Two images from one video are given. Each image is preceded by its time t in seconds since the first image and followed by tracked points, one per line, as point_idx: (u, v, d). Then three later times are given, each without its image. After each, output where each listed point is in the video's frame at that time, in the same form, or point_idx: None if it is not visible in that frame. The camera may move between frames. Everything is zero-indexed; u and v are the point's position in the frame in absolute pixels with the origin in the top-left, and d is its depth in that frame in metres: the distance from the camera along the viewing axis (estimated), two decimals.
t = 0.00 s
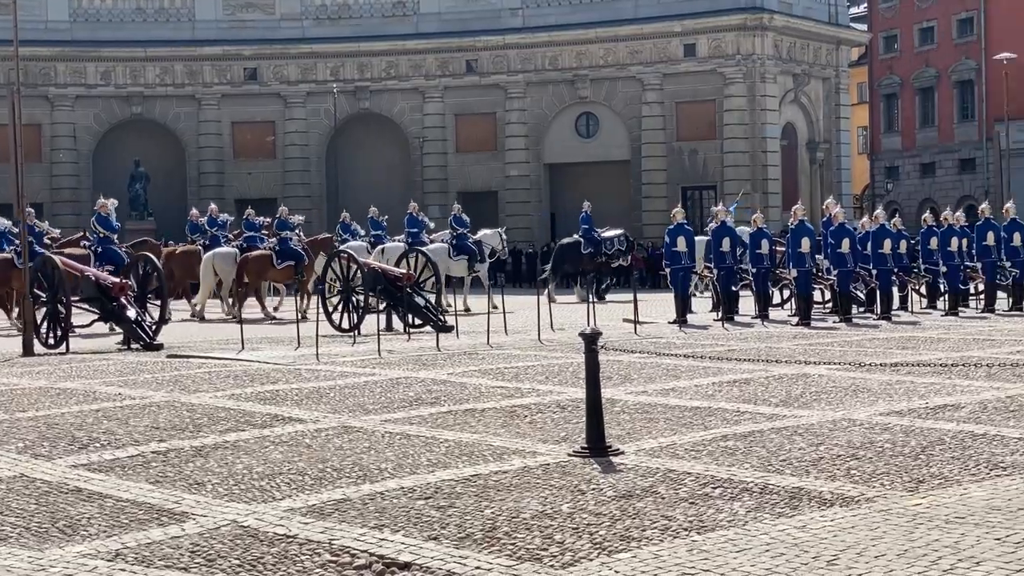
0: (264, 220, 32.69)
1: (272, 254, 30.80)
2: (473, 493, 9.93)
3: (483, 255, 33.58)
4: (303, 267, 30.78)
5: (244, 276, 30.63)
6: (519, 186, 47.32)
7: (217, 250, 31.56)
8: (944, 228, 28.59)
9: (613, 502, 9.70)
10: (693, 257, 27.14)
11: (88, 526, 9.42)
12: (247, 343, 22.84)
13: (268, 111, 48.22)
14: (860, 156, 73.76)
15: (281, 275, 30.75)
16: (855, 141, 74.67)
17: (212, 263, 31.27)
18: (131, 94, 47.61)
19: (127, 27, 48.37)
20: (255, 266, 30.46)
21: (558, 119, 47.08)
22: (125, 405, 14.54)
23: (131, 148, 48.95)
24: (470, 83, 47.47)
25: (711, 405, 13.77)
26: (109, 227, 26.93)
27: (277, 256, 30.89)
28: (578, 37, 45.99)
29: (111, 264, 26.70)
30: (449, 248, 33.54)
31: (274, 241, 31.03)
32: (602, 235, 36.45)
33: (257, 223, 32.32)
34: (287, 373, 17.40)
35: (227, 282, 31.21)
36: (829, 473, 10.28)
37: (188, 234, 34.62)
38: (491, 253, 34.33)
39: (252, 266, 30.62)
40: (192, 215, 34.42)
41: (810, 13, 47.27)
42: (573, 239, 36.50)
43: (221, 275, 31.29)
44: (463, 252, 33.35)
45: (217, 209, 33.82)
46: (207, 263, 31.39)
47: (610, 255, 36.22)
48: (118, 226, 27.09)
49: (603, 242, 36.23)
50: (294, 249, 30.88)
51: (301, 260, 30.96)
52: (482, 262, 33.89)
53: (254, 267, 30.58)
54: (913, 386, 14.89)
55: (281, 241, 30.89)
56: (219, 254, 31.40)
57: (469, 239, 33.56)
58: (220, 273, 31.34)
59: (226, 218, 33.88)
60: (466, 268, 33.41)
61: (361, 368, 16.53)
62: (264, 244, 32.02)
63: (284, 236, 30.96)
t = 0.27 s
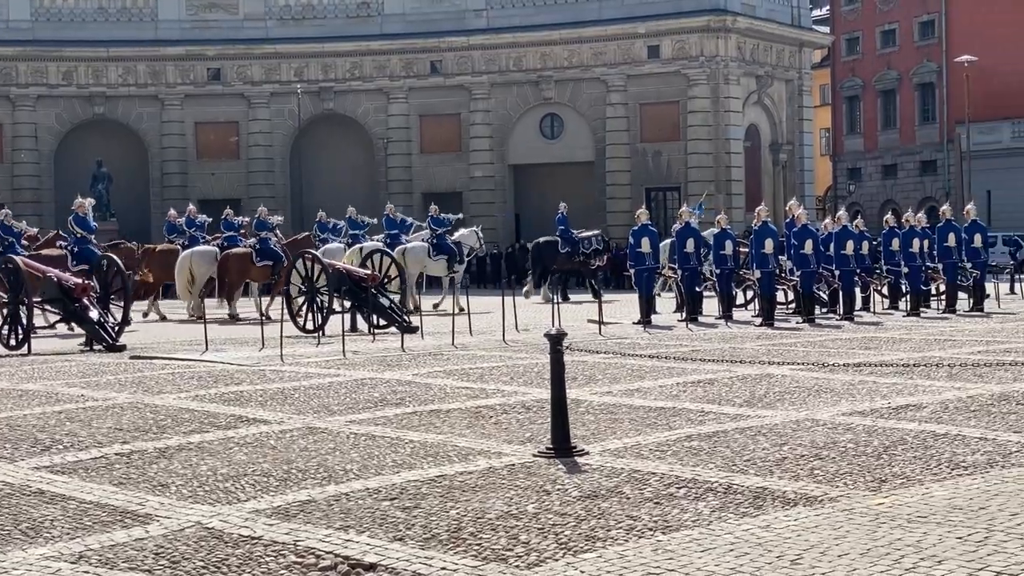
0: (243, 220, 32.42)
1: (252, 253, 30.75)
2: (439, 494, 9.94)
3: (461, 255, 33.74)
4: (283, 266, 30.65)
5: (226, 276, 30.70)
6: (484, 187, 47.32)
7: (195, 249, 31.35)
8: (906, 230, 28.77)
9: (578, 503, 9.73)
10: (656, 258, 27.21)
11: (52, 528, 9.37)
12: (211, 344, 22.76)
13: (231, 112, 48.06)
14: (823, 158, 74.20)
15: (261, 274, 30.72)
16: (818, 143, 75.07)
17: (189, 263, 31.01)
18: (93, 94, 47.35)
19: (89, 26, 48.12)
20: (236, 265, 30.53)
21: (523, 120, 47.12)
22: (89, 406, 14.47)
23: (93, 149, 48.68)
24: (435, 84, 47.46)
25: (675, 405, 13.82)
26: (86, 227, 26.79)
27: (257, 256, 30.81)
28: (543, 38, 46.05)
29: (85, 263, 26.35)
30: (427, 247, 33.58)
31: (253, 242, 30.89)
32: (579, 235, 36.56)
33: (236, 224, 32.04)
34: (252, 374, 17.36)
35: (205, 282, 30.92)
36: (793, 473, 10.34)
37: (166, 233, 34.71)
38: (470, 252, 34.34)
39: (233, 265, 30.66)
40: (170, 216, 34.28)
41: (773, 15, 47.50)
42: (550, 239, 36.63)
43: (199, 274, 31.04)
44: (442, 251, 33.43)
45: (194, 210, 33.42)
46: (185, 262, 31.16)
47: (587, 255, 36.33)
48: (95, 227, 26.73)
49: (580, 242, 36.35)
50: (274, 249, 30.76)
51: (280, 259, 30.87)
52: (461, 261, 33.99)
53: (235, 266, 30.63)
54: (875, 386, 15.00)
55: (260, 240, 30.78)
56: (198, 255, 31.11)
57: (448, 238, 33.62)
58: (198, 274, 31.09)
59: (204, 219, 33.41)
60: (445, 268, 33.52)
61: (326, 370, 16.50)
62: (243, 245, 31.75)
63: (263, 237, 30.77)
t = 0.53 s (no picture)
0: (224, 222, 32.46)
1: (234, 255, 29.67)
2: (407, 495, 9.92)
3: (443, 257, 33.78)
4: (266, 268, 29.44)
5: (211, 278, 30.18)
6: (453, 188, 47.28)
7: (177, 251, 31.12)
8: (872, 232, 28.84)
9: (546, 504, 9.74)
10: (625, 260, 27.26)
11: (15, 531, 9.29)
12: (178, 345, 22.65)
13: (198, 112, 47.88)
14: (790, 160, 74.50)
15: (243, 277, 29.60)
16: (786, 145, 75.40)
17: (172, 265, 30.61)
18: (59, 94, 47.08)
19: (55, 26, 47.87)
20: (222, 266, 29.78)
21: (492, 121, 47.11)
22: (54, 408, 14.37)
23: (59, 149, 48.39)
24: (403, 85, 47.43)
25: (643, 407, 13.85)
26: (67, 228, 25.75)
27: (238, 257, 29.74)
28: (512, 39, 46.08)
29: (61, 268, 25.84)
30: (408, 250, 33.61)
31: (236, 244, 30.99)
32: (559, 236, 36.68)
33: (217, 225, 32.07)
34: (220, 375, 17.28)
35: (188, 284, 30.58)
36: (760, 474, 10.37)
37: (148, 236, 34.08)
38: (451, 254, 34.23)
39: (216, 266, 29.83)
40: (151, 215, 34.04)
41: (740, 17, 47.69)
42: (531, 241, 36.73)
43: (180, 275, 30.82)
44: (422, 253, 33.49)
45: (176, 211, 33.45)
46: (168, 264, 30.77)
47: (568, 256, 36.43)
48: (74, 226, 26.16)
49: (560, 243, 36.48)
50: (257, 251, 29.43)
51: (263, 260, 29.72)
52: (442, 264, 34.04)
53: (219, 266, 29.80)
54: (841, 388, 15.07)
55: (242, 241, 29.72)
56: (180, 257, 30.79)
57: (429, 241, 33.70)
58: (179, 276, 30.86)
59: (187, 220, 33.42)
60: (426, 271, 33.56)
61: (293, 371, 16.45)
62: (226, 245, 31.56)
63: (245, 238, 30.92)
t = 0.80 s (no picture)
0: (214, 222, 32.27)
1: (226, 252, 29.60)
2: (380, 498, 9.89)
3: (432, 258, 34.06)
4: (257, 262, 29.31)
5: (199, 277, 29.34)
6: (427, 190, 47.23)
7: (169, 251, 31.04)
8: (845, 235, 28.93)
9: (519, 506, 9.72)
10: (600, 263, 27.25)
11: None
12: (151, 347, 22.56)
13: (171, 113, 47.74)
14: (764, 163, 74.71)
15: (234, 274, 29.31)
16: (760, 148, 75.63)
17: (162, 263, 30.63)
18: (30, 94, 46.87)
19: (27, 27, 47.64)
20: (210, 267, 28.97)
21: (467, 123, 47.09)
22: (25, 410, 14.29)
23: (31, 150, 48.21)
24: (377, 87, 47.37)
25: (617, 409, 13.85)
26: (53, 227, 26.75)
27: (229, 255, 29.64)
28: (486, 42, 46.09)
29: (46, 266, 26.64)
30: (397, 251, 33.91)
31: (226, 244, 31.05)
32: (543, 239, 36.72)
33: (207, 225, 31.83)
34: (192, 378, 17.22)
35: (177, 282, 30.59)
36: (734, 476, 10.39)
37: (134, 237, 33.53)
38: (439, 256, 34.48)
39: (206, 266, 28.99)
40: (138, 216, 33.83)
41: (714, 20, 47.81)
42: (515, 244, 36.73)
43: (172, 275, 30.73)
44: (410, 255, 33.76)
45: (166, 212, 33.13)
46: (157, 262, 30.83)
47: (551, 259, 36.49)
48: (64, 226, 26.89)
49: (544, 247, 36.47)
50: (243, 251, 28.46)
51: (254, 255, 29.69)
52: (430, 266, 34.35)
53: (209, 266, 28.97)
54: (815, 390, 15.10)
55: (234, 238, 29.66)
56: (169, 256, 30.85)
57: (418, 243, 33.98)
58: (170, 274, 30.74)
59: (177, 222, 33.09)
60: (414, 272, 33.83)
61: (266, 373, 16.41)
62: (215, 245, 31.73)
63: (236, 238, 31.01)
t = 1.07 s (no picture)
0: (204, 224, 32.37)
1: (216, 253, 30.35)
2: (356, 499, 9.85)
3: (421, 259, 33.74)
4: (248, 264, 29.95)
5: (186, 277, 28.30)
6: (404, 192, 47.19)
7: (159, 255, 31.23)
8: (822, 236, 28.95)
9: (496, 508, 9.70)
10: (576, 264, 27.22)
11: None
12: (126, 349, 22.45)
13: (147, 114, 47.59)
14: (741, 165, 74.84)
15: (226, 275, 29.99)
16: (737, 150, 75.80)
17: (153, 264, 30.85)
18: (5, 94, 46.66)
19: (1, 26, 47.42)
20: (197, 265, 27.55)
21: (444, 125, 47.06)
22: None
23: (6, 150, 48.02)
24: (354, 88, 47.29)
25: (593, 411, 13.83)
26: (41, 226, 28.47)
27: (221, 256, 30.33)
28: (464, 43, 46.08)
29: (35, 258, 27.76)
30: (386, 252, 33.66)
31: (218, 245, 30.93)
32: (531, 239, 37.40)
33: (196, 227, 32.19)
34: (168, 378, 17.14)
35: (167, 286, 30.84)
36: (710, 478, 10.38)
37: (124, 238, 33.84)
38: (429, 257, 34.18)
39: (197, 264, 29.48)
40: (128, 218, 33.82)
41: (691, 22, 47.87)
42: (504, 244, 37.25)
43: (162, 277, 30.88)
44: (399, 255, 33.52)
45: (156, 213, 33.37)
46: (148, 266, 31.18)
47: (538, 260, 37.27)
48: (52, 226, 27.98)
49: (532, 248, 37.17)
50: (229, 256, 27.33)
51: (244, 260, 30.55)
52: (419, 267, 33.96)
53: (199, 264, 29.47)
54: (791, 392, 15.12)
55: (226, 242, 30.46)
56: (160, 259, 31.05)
57: (406, 243, 33.66)
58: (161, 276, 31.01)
59: (167, 223, 33.30)
60: (403, 273, 33.58)
61: (242, 375, 16.35)
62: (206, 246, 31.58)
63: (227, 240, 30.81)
